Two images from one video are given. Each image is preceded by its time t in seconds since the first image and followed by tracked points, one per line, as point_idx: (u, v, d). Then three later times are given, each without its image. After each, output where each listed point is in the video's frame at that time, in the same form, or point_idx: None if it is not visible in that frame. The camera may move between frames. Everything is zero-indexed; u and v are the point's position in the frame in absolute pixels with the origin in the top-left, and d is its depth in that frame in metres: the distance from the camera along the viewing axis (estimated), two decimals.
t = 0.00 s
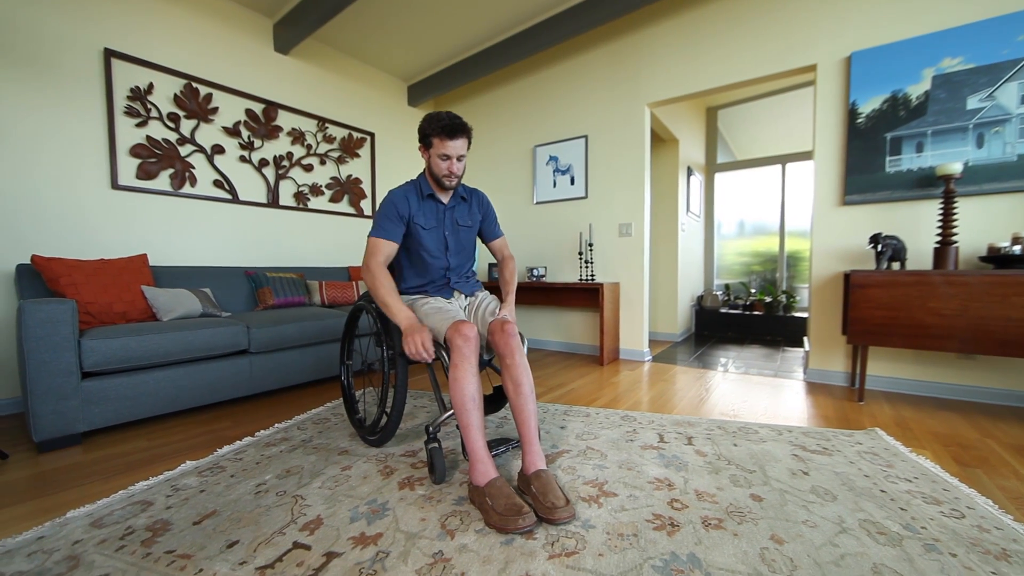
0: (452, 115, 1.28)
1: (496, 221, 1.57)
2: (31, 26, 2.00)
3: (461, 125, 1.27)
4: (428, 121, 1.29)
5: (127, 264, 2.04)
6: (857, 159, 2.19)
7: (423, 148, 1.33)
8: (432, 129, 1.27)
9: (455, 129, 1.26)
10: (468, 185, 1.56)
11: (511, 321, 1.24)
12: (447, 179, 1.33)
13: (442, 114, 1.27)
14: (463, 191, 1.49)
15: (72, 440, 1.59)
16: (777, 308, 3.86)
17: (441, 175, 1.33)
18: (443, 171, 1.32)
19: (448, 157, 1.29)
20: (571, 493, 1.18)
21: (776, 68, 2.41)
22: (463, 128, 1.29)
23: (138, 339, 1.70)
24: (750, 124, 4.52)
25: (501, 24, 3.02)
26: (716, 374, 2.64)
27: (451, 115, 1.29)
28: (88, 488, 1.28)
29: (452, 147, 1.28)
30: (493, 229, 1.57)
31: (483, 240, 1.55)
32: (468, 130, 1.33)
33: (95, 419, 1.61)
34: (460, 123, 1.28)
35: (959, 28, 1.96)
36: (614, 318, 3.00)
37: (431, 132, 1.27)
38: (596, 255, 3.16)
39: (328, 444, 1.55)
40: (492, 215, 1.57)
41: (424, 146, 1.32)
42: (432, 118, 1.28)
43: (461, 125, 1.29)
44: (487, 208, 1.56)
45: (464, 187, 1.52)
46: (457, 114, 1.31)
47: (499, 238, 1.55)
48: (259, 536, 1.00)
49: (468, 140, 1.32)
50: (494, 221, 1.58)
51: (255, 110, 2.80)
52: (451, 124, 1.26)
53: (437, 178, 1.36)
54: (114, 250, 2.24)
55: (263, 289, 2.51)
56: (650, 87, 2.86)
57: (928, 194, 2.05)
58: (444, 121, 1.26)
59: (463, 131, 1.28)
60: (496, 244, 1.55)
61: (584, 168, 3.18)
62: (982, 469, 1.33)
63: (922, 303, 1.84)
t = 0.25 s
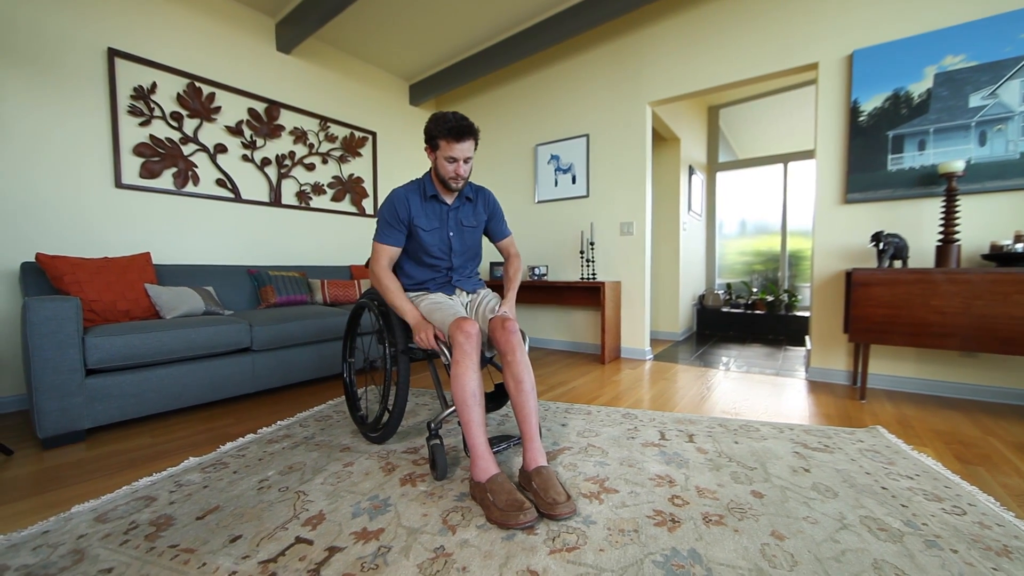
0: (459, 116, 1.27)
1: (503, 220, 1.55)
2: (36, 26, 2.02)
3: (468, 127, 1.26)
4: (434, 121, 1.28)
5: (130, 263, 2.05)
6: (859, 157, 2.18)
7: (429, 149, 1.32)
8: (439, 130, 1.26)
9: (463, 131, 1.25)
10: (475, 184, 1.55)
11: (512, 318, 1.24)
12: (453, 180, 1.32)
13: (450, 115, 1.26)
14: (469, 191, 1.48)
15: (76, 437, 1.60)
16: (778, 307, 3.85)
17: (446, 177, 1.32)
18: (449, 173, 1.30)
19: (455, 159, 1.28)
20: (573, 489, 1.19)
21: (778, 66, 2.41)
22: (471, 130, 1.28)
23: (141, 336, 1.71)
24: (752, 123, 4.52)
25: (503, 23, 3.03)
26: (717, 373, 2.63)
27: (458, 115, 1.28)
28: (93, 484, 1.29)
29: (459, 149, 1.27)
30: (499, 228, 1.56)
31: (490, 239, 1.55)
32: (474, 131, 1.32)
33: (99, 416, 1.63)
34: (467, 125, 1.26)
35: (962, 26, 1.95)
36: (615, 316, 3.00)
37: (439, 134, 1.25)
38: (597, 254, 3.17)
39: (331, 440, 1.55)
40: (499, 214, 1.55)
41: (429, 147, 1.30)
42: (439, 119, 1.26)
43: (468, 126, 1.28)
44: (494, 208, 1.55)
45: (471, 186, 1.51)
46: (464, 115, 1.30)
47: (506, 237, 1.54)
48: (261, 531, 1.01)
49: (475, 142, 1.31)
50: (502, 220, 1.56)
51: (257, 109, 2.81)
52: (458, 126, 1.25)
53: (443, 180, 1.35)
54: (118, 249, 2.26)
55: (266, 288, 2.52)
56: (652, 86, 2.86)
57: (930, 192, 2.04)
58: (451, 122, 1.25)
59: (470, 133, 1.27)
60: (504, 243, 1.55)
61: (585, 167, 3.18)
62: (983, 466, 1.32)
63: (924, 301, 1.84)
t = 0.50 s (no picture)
0: (466, 116, 1.24)
1: (511, 221, 1.53)
2: (39, 26, 2.03)
3: (474, 129, 1.23)
4: (440, 122, 1.25)
5: (133, 261, 2.06)
6: (861, 155, 2.18)
7: (435, 150, 1.30)
8: (445, 132, 1.23)
9: (469, 133, 1.23)
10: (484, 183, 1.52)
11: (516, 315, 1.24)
12: (459, 183, 1.31)
13: (455, 116, 1.22)
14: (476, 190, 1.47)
15: (79, 434, 1.60)
16: (780, 307, 3.85)
17: (452, 179, 1.31)
18: (454, 176, 1.29)
19: (460, 162, 1.26)
20: (573, 486, 1.19)
21: (779, 65, 2.41)
22: (477, 131, 1.25)
23: (144, 334, 1.71)
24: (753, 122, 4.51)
25: (504, 22, 3.03)
26: (719, 372, 2.63)
27: (464, 115, 1.24)
28: (96, 480, 1.30)
29: (465, 152, 1.24)
30: (507, 229, 1.54)
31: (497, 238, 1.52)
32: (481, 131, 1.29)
33: (102, 413, 1.63)
34: (473, 126, 1.23)
35: (965, 24, 1.95)
36: (617, 315, 3.00)
37: (444, 136, 1.23)
38: (598, 253, 3.17)
39: (332, 438, 1.56)
40: (507, 215, 1.53)
41: (435, 148, 1.29)
42: (445, 119, 1.24)
43: (475, 127, 1.25)
44: (502, 208, 1.52)
45: (479, 185, 1.49)
46: (471, 115, 1.26)
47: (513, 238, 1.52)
48: (263, 527, 1.01)
49: (481, 142, 1.28)
50: (509, 220, 1.54)
51: (259, 109, 2.82)
52: (464, 127, 1.22)
53: (450, 181, 1.34)
54: (120, 248, 2.27)
55: (268, 286, 2.53)
56: (653, 85, 2.86)
57: (932, 190, 2.04)
58: (457, 124, 1.22)
59: (476, 135, 1.24)
60: (511, 243, 1.53)
61: (587, 166, 3.18)
62: (986, 465, 1.32)
63: (925, 300, 1.83)
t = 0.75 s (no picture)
0: (471, 116, 1.20)
1: (519, 221, 1.48)
2: (43, 25, 2.04)
3: (480, 131, 1.20)
4: (445, 123, 1.22)
5: (135, 259, 2.07)
6: (862, 154, 2.18)
7: (441, 151, 1.28)
8: (450, 134, 1.21)
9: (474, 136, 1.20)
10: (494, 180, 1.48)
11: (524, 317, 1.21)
12: (464, 185, 1.30)
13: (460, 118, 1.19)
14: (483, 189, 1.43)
15: (82, 430, 1.61)
16: (781, 306, 3.84)
17: (458, 181, 1.30)
18: (460, 178, 1.28)
19: (466, 166, 1.24)
20: (573, 483, 1.19)
21: (780, 63, 2.40)
22: (482, 133, 1.22)
23: (146, 331, 1.72)
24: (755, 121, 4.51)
25: (505, 21, 3.03)
26: (719, 371, 2.63)
27: (469, 116, 1.21)
28: (98, 476, 1.30)
29: (470, 155, 1.22)
30: (514, 229, 1.49)
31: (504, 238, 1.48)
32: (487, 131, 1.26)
33: (105, 410, 1.64)
34: (479, 128, 1.20)
35: (967, 21, 1.94)
36: (617, 314, 3.00)
37: (449, 139, 1.21)
38: (599, 251, 3.17)
39: (333, 435, 1.56)
40: (515, 216, 1.48)
41: (441, 149, 1.26)
42: (449, 121, 1.20)
43: (480, 127, 1.22)
44: (510, 208, 1.48)
45: (488, 183, 1.45)
46: (476, 114, 1.23)
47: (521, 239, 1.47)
48: (264, 522, 1.02)
49: (487, 143, 1.25)
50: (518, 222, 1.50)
51: (261, 108, 2.83)
52: (469, 130, 1.20)
53: (455, 182, 1.33)
54: (123, 246, 2.28)
55: (269, 285, 2.54)
56: (654, 84, 2.86)
57: (933, 189, 2.04)
58: (462, 127, 1.19)
59: (481, 137, 1.21)
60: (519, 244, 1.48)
61: (587, 165, 3.19)
62: (986, 462, 1.32)
63: (926, 298, 1.83)
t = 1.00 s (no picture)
0: (473, 124, 1.13)
1: (527, 227, 1.42)
2: (46, 24, 2.05)
3: (482, 142, 1.13)
4: (446, 131, 1.15)
5: (138, 257, 2.08)
6: (863, 152, 2.17)
7: (444, 157, 1.22)
8: (451, 144, 1.15)
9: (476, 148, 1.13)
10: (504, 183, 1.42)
11: (531, 345, 1.13)
12: (469, 194, 1.26)
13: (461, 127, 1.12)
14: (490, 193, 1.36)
15: (84, 428, 1.62)
16: (783, 305, 3.84)
17: (462, 189, 1.27)
18: (464, 187, 1.24)
19: (469, 177, 1.19)
20: (573, 479, 1.19)
21: (781, 62, 2.40)
22: (485, 143, 1.15)
23: (148, 329, 1.73)
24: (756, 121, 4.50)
25: (506, 20, 3.04)
26: (720, 369, 2.63)
27: (471, 123, 1.13)
28: (100, 472, 1.31)
29: (472, 167, 1.16)
30: (522, 235, 1.43)
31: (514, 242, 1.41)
32: (491, 137, 1.18)
33: (107, 407, 1.65)
34: (481, 138, 1.13)
35: (969, 19, 1.94)
36: (618, 313, 3.00)
37: (450, 150, 1.15)
38: (600, 250, 3.17)
39: (334, 432, 1.57)
40: (524, 221, 1.42)
41: (444, 156, 1.20)
42: (450, 129, 1.14)
43: (482, 136, 1.14)
44: (520, 213, 1.42)
45: (497, 187, 1.39)
46: (480, 120, 1.14)
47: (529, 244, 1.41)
48: (265, 517, 1.02)
49: (492, 150, 1.19)
50: (528, 227, 1.43)
51: (262, 107, 2.84)
52: (470, 141, 1.13)
53: (459, 188, 1.28)
54: (125, 244, 2.29)
55: (270, 283, 2.55)
56: (655, 82, 2.86)
57: (934, 187, 2.03)
58: (462, 138, 1.12)
59: (486, 146, 1.14)
60: (528, 251, 1.41)
61: (588, 164, 3.19)
62: (987, 460, 1.32)
63: (927, 296, 1.83)
